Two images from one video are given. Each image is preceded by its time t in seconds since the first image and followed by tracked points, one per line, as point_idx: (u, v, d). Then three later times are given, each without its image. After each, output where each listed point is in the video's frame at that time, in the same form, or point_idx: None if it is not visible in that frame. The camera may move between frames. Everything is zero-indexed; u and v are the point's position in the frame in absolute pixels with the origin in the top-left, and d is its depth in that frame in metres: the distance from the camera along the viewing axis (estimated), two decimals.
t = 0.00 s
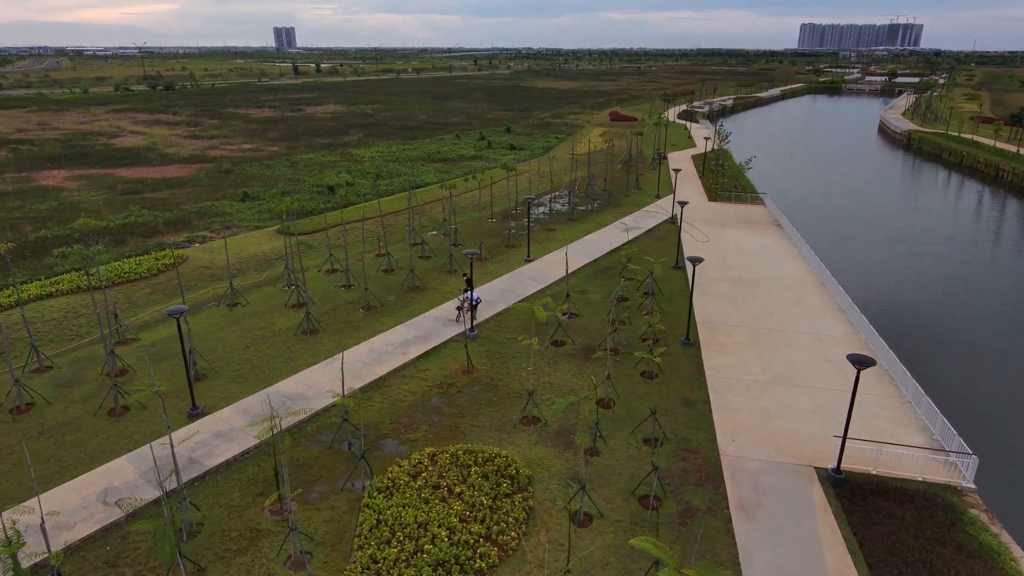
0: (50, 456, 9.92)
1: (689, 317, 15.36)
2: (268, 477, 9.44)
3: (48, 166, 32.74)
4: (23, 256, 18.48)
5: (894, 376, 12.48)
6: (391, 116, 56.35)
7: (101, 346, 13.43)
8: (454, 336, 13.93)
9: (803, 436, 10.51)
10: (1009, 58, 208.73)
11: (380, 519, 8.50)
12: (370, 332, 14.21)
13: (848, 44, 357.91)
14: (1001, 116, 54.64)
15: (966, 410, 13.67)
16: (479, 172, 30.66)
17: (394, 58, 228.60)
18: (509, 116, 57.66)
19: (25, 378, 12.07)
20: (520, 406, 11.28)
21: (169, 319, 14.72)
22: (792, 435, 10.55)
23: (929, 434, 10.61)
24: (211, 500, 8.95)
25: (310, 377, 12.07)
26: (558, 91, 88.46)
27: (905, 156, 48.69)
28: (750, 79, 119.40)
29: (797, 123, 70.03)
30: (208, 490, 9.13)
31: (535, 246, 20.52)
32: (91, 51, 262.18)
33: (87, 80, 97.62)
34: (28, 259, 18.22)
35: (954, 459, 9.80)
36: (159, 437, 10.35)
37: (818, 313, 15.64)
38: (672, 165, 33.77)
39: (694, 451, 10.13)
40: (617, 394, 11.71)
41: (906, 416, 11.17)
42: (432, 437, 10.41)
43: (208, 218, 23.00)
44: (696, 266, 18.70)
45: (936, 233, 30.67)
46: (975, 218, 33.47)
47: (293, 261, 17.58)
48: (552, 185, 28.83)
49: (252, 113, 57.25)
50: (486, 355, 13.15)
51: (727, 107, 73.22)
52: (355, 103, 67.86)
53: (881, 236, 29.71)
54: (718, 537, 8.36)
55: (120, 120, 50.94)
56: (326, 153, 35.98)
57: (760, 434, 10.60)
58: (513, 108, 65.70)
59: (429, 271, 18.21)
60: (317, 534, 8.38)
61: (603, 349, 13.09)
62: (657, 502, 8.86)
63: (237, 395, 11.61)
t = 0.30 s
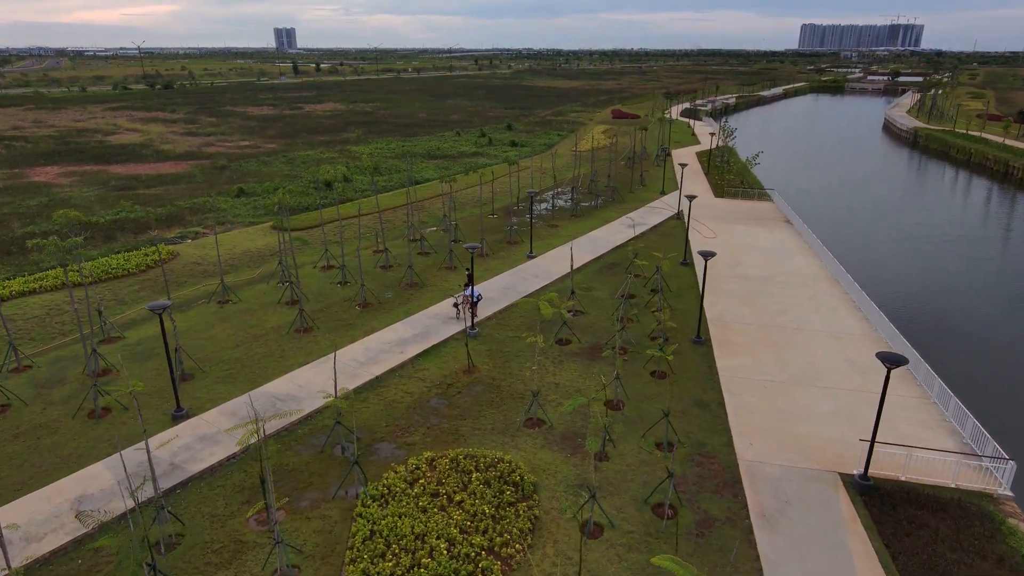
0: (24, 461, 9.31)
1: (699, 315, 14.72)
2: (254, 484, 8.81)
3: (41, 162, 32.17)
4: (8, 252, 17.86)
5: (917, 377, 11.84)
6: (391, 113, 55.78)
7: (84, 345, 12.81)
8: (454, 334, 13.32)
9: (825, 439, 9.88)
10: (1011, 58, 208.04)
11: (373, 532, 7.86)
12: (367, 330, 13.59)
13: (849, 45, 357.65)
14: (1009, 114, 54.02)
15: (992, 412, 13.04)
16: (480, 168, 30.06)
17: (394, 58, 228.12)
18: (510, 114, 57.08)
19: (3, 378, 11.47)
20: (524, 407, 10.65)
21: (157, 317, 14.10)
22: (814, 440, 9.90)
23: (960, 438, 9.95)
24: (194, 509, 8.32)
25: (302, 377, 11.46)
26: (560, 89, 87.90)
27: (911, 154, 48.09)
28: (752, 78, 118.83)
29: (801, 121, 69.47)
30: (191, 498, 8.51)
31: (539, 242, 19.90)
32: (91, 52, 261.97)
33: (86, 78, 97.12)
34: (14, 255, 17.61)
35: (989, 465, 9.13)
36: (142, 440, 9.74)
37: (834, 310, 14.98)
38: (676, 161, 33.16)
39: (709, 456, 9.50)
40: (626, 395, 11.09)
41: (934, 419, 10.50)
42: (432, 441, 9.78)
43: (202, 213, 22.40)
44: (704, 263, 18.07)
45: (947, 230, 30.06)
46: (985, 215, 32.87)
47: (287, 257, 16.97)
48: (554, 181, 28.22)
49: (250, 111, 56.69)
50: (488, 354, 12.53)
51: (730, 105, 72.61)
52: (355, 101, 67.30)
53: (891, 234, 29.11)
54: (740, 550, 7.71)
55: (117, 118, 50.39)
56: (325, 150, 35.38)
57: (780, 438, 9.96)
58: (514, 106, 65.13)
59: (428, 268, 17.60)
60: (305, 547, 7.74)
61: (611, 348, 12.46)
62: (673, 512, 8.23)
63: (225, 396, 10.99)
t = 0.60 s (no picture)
0: None
1: (710, 312, 14.11)
2: (238, 491, 8.19)
3: (34, 158, 31.60)
4: None
5: (943, 376, 11.23)
6: (390, 111, 55.22)
7: (66, 342, 12.21)
8: (454, 332, 12.71)
9: (849, 443, 9.27)
10: (1013, 58, 207.42)
11: (367, 543, 7.25)
12: (363, 327, 12.99)
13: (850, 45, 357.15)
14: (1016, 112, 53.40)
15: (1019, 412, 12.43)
16: (481, 164, 29.48)
17: (395, 57, 227.75)
18: (511, 112, 56.50)
19: None
20: (528, 408, 10.04)
21: (145, 314, 13.51)
22: (837, 444, 9.28)
23: (993, 441, 9.34)
24: (174, 518, 7.72)
25: (294, 377, 10.84)
26: (561, 88, 87.37)
27: (917, 151, 47.50)
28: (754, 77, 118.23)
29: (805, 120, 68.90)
30: (171, 506, 7.91)
31: (541, 237, 19.30)
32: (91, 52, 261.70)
33: (84, 77, 96.60)
34: None
35: None
36: (121, 443, 9.14)
37: (850, 307, 14.36)
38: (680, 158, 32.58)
39: (727, 460, 8.89)
40: (636, 395, 10.48)
41: (964, 420, 9.89)
42: (430, 444, 9.17)
43: (195, 209, 21.81)
44: (714, 259, 17.45)
45: (957, 227, 29.47)
46: (996, 212, 32.29)
47: (281, 252, 16.38)
48: (556, 177, 27.64)
49: (249, 108, 56.11)
50: (490, 352, 11.92)
51: (732, 103, 72.03)
52: (355, 99, 66.75)
53: (900, 231, 28.52)
54: (764, 563, 7.11)
55: (113, 115, 49.85)
56: (323, 146, 34.80)
57: (801, 441, 9.35)
58: (515, 104, 64.55)
59: (428, 263, 17.01)
60: (292, 559, 7.12)
61: (619, 346, 11.85)
62: (691, 521, 7.62)
63: (212, 396, 10.39)
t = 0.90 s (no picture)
0: None
1: (722, 308, 13.50)
2: (221, 499, 7.58)
3: (27, 154, 31.01)
4: None
5: (971, 376, 10.62)
6: (390, 109, 54.60)
7: (47, 339, 11.62)
8: (454, 329, 12.09)
9: (877, 446, 8.66)
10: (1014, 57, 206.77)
11: (358, 557, 6.64)
12: (358, 323, 12.39)
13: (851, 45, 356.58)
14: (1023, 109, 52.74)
15: None
16: (482, 160, 28.88)
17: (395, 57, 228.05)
18: (512, 109, 55.93)
19: None
20: (532, 409, 9.44)
21: (132, 310, 12.93)
22: (864, 447, 8.67)
23: None
24: (150, 527, 7.11)
25: (284, 376, 10.24)
26: (562, 86, 86.81)
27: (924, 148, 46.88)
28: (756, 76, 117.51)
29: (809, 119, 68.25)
30: (147, 514, 7.30)
31: (544, 233, 18.72)
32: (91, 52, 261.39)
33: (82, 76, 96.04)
34: None
35: None
36: (99, 445, 8.54)
37: (868, 303, 13.75)
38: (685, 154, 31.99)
39: (747, 464, 8.29)
40: (647, 395, 9.87)
41: (997, 421, 9.28)
42: (428, 447, 8.57)
43: (188, 204, 21.22)
44: (723, 255, 16.84)
45: (968, 224, 28.87)
46: (1007, 209, 31.70)
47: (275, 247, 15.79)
48: (559, 172, 27.05)
49: (247, 106, 55.56)
50: (492, 349, 11.32)
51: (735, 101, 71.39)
52: (354, 97, 66.13)
53: (911, 228, 27.93)
54: None
55: (110, 112, 49.27)
56: (321, 142, 34.21)
57: (825, 444, 8.73)
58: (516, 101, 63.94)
59: (427, 258, 16.41)
60: (277, 573, 6.52)
61: (627, 343, 11.25)
62: (711, 531, 7.02)
63: (197, 395, 9.78)
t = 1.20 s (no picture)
0: None
1: (734, 304, 12.89)
2: (200, 510, 6.96)
3: (19, 150, 30.42)
4: None
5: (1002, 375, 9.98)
6: (390, 106, 53.96)
7: (26, 337, 11.03)
8: (454, 326, 11.47)
9: (909, 451, 8.04)
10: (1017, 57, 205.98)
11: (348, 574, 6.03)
12: (353, 321, 11.77)
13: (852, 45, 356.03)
14: None
15: None
16: (483, 155, 28.27)
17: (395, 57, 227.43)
18: (513, 107, 55.30)
19: None
20: (538, 411, 8.81)
21: (116, 306, 12.32)
22: (895, 452, 8.05)
23: None
24: (122, 541, 6.49)
25: (274, 376, 9.62)
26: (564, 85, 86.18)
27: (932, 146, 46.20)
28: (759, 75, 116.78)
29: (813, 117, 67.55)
30: (119, 527, 6.68)
31: (548, 228, 18.11)
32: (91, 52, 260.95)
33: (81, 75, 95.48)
34: None
35: None
36: (72, 450, 7.92)
37: (887, 299, 13.12)
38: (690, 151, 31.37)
39: (770, 471, 7.67)
40: (660, 396, 9.25)
41: None
42: (427, 452, 7.96)
43: (181, 199, 20.62)
44: (734, 250, 16.22)
45: (981, 221, 28.22)
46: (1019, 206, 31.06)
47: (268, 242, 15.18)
48: (562, 168, 26.45)
49: (246, 103, 54.91)
50: (494, 348, 10.71)
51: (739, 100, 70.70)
52: (354, 95, 65.51)
53: (922, 225, 27.29)
54: None
55: (107, 109, 48.68)
56: (319, 139, 33.61)
57: (853, 449, 8.11)
58: (517, 100, 63.29)
59: (426, 254, 15.80)
60: None
61: (637, 342, 10.64)
62: (734, 546, 6.40)
63: (181, 396, 9.16)
